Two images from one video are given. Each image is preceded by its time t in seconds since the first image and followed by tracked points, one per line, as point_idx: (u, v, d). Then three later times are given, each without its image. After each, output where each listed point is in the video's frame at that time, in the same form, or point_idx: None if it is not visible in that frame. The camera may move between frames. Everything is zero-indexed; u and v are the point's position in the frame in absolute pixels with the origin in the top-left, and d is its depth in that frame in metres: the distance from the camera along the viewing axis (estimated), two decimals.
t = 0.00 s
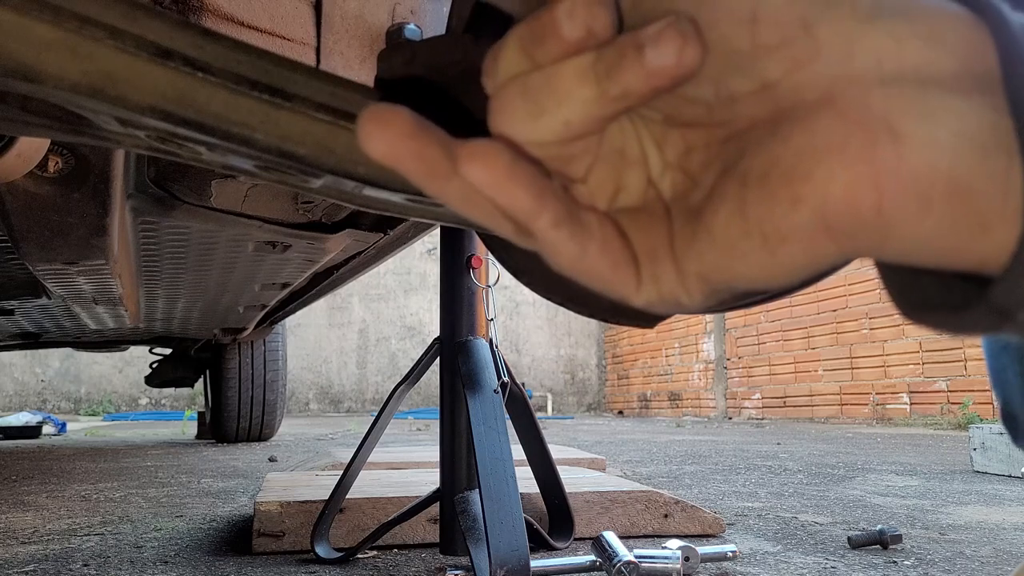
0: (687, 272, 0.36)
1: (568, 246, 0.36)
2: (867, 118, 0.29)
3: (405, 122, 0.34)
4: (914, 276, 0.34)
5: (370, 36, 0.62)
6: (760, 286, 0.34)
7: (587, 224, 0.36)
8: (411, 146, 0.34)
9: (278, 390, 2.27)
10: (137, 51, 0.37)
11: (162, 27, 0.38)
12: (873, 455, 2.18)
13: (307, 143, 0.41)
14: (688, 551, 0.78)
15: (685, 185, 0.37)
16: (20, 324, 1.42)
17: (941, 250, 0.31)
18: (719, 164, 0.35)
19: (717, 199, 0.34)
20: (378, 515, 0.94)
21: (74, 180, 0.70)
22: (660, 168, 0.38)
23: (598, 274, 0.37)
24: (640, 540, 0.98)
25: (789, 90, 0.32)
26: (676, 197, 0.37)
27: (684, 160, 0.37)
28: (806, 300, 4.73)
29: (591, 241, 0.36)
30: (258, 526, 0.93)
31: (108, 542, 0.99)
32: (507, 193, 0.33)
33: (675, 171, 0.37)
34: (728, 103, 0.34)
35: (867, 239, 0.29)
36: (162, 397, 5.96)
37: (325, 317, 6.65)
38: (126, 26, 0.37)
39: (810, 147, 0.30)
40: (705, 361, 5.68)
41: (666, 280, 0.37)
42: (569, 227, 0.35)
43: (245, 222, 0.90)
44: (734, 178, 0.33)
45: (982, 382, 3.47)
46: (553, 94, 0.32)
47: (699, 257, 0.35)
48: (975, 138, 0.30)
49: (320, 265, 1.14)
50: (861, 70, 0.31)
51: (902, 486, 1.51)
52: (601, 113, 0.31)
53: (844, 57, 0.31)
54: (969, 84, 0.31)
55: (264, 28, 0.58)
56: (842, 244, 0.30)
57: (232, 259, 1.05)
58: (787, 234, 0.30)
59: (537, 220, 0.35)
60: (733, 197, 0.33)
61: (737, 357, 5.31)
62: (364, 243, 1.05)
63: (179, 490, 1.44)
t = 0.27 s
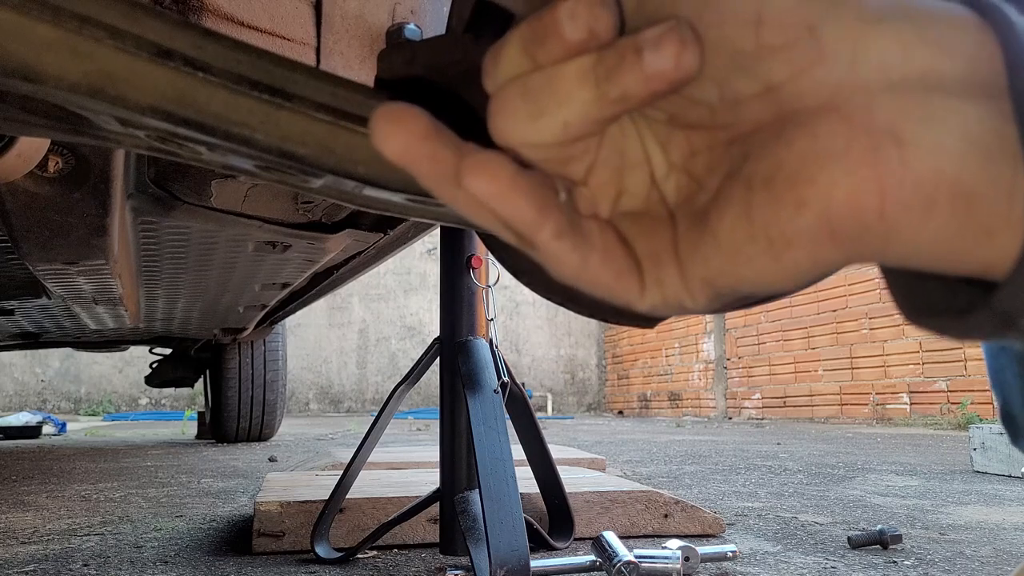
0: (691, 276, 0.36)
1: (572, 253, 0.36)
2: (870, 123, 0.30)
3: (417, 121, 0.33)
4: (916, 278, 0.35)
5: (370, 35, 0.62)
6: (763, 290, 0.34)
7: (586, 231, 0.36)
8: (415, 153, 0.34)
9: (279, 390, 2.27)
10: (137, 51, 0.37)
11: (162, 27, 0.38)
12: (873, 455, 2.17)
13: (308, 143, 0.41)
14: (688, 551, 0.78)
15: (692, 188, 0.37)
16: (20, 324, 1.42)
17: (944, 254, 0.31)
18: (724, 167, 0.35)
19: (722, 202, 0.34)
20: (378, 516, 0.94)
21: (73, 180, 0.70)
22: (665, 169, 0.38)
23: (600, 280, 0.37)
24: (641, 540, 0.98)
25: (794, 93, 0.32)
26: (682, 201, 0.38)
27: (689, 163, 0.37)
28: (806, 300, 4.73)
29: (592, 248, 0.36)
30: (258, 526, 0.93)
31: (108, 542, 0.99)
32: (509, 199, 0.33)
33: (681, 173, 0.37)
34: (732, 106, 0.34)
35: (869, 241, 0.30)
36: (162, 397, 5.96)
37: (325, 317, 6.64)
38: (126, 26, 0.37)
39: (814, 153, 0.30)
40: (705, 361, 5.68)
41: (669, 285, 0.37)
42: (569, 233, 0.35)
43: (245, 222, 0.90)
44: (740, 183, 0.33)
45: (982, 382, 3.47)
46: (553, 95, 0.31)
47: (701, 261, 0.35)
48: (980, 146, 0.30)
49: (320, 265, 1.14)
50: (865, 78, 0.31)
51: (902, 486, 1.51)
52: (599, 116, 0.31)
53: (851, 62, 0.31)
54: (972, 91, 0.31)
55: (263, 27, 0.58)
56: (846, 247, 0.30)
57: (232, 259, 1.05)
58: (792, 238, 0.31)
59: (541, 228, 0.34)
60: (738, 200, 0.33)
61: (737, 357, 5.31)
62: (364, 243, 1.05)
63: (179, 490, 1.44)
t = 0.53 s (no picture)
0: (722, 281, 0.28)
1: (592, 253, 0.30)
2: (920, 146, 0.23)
3: (492, 95, 0.30)
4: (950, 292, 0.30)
5: (370, 36, 0.61)
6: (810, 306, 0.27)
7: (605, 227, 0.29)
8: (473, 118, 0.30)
9: (278, 390, 2.27)
10: (137, 50, 0.37)
11: (162, 27, 0.38)
12: (873, 455, 2.18)
13: (308, 143, 0.41)
14: (688, 551, 0.78)
15: (723, 186, 0.28)
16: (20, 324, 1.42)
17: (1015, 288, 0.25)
18: (769, 165, 0.26)
19: (753, 207, 0.26)
20: (378, 516, 0.94)
21: (73, 180, 0.70)
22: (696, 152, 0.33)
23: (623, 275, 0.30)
24: (641, 540, 0.98)
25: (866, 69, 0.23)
26: (712, 192, 0.28)
27: (724, 156, 0.27)
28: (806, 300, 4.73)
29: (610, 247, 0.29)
30: (258, 526, 0.93)
31: (108, 542, 0.99)
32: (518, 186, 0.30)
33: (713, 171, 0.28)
34: (772, 104, 0.25)
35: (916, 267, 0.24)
36: (162, 397, 5.96)
37: (325, 317, 6.65)
38: (127, 26, 0.37)
39: (848, 168, 0.23)
40: (705, 361, 5.67)
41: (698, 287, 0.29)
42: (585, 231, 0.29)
43: (246, 222, 0.90)
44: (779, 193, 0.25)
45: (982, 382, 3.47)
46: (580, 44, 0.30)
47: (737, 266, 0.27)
48: None
49: (320, 265, 1.14)
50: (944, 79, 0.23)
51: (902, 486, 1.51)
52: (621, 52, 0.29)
53: (902, 76, 0.23)
54: None
55: (263, 28, 0.59)
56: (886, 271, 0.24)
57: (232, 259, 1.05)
58: (829, 259, 0.24)
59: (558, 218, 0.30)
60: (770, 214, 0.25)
61: (737, 357, 5.31)
62: (364, 243, 1.05)
63: (179, 490, 1.44)
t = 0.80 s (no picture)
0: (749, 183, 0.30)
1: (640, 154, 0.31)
2: (972, 60, 0.25)
3: None
4: (992, 234, 0.28)
5: (370, 35, 0.60)
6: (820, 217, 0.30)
7: (666, 127, 0.30)
8: None
9: (279, 390, 2.27)
10: (138, 50, 0.37)
11: (162, 27, 0.38)
12: (873, 455, 2.18)
13: (308, 143, 0.41)
14: (688, 551, 0.78)
15: (755, 102, 0.30)
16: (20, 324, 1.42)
17: None
18: (801, 86, 0.29)
19: (798, 114, 0.29)
20: (378, 516, 0.94)
21: (73, 181, 0.70)
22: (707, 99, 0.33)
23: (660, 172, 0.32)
24: (641, 540, 0.98)
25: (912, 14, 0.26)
26: (744, 107, 0.31)
27: (760, 79, 0.30)
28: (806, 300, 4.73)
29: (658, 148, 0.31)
30: (258, 526, 0.93)
31: (108, 542, 0.99)
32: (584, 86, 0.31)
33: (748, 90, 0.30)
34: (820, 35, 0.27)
35: (953, 172, 0.26)
36: (162, 397, 5.96)
37: (325, 317, 6.65)
38: (127, 26, 0.37)
39: (902, 77, 0.26)
40: (705, 361, 5.67)
41: (724, 178, 0.31)
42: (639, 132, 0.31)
43: (245, 222, 0.90)
44: (826, 103, 0.28)
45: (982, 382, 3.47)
46: None
47: (768, 165, 0.30)
48: None
49: (320, 265, 1.14)
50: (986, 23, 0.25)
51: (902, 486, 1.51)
52: None
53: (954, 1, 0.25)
54: None
55: (263, 28, 0.59)
56: (923, 178, 0.26)
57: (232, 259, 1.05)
58: (865, 154, 0.27)
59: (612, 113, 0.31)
60: (817, 118, 0.28)
61: (737, 357, 5.31)
62: (364, 243, 1.05)
63: (179, 490, 1.44)
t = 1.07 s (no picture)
0: (838, 135, 0.29)
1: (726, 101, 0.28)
2: None
3: None
4: None
5: (370, 36, 0.61)
6: (901, 176, 0.29)
7: (760, 73, 0.28)
8: None
9: (278, 390, 2.27)
10: (137, 51, 0.37)
11: (162, 28, 0.38)
12: (873, 455, 2.18)
13: (308, 143, 0.40)
14: (688, 551, 0.78)
15: (836, 66, 0.30)
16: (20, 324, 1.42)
17: None
18: (886, 45, 0.29)
19: (889, 68, 0.28)
20: (378, 516, 0.94)
21: (73, 181, 0.70)
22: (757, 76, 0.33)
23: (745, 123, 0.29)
24: (641, 540, 0.98)
25: None
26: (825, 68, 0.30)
27: (834, 46, 0.30)
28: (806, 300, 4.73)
29: (750, 94, 0.28)
30: (258, 526, 0.93)
31: (108, 542, 0.99)
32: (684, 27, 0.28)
33: (823, 55, 0.30)
34: None
35: None
36: (162, 397, 5.96)
37: (325, 317, 6.65)
38: (128, 27, 0.37)
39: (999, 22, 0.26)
40: (706, 361, 5.67)
41: (813, 130, 0.29)
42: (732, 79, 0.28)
43: (245, 222, 0.90)
44: (914, 53, 0.28)
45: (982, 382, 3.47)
46: None
47: (859, 116, 0.29)
48: None
49: (320, 265, 1.14)
50: None
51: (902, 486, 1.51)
52: None
53: None
54: None
55: (263, 28, 0.59)
56: None
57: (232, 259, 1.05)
58: (968, 96, 0.26)
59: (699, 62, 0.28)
60: (910, 67, 0.28)
61: (737, 357, 5.31)
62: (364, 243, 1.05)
63: (179, 490, 1.44)
